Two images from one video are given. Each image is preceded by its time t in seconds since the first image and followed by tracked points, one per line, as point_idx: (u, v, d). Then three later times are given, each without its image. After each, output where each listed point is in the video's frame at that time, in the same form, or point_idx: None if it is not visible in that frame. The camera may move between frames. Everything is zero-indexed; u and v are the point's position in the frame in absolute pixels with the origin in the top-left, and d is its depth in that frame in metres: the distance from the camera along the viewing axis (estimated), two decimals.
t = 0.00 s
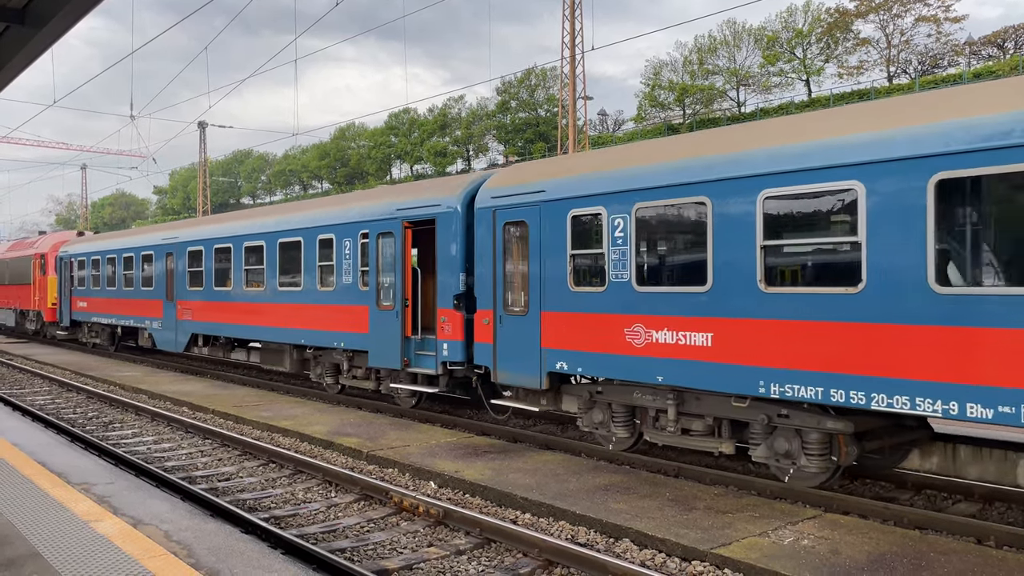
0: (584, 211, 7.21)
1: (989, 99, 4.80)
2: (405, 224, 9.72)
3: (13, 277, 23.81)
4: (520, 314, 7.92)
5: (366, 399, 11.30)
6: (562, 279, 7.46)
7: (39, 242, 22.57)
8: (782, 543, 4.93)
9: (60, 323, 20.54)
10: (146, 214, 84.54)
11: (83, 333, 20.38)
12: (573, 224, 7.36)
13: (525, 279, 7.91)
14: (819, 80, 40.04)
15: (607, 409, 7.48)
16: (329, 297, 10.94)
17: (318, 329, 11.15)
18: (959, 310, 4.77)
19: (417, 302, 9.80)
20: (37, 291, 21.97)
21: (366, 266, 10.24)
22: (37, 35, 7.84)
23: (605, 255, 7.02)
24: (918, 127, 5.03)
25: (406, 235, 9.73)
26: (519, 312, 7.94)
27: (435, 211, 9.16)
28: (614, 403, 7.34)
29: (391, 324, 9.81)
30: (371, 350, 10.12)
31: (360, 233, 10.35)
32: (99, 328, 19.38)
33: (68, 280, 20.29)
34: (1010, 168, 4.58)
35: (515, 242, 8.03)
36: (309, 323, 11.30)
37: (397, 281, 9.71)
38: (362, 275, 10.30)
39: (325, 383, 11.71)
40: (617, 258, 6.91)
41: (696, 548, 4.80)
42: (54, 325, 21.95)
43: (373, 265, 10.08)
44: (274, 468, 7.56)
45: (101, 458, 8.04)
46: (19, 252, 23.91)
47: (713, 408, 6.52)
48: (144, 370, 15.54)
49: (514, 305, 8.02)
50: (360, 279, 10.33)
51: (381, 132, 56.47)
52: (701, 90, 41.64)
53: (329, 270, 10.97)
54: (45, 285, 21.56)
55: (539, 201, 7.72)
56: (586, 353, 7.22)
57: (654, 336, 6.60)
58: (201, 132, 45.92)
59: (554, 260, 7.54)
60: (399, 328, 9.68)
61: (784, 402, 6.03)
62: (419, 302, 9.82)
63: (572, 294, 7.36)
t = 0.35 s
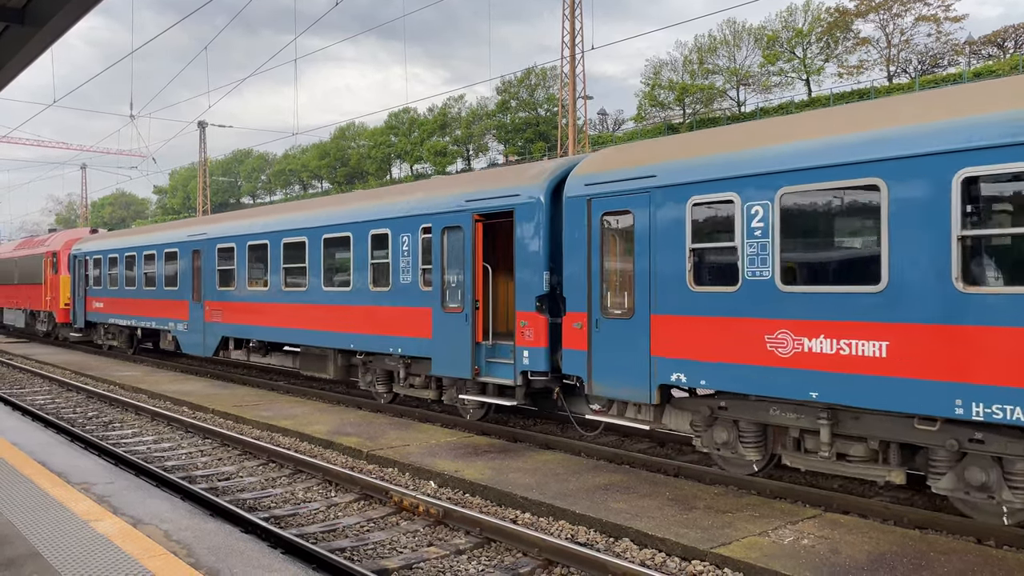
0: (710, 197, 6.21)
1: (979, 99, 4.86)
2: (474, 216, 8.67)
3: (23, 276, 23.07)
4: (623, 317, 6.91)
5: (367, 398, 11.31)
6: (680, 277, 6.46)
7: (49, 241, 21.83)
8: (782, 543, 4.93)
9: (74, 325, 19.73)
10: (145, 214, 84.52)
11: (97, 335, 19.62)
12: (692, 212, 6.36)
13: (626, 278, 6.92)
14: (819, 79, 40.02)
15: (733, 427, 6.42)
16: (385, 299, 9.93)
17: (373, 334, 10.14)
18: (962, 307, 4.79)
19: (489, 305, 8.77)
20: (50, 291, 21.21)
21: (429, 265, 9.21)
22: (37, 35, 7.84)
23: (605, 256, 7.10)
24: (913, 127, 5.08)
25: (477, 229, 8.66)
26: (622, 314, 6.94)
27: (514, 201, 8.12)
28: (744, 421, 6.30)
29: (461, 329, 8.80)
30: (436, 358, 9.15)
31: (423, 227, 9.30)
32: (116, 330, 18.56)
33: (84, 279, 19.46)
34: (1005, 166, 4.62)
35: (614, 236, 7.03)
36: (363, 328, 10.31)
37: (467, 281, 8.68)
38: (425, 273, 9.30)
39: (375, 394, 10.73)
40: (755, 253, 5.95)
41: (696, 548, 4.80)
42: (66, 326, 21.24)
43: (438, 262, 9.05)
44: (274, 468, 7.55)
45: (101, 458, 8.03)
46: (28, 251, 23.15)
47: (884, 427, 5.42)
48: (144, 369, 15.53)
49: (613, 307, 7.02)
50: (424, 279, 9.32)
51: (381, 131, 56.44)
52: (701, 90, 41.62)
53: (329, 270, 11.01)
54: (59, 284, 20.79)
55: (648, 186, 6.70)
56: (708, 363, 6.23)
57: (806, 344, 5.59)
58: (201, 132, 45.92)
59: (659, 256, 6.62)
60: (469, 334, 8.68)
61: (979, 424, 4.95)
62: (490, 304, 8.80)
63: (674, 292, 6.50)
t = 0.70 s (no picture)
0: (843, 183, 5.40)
1: (973, 96, 4.90)
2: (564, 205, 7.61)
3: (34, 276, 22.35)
4: (762, 321, 5.85)
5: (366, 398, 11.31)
6: (843, 275, 5.39)
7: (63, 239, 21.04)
8: (782, 543, 4.93)
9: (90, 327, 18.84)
10: (146, 213, 84.49)
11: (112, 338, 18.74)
12: (858, 198, 5.35)
13: (764, 276, 5.89)
14: (819, 79, 39.99)
15: (907, 453, 5.34)
16: (456, 300, 8.84)
17: (441, 340, 9.06)
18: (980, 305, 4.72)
19: (578, 308, 7.71)
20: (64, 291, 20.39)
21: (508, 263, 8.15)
22: (36, 35, 7.84)
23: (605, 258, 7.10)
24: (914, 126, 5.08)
25: (566, 221, 7.60)
26: (760, 319, 5.87)
27: (614, 188, 7.08)
28: (921, 448, 5.22)
29: (547, 335, 7.69)
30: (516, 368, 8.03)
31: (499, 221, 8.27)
32: (136, 333, 17.64)
33: (100, 279, 18.53)
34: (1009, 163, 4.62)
35: (748, 228, 5.99)
36: (429, 333, 9.23)
37: (553, 280, 7.61)
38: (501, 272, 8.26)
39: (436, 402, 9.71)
40: (949, 244, 4.88)
41: (696, 548, 4.80)
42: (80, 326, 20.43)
43: (517, 259, 8.01)
44: (274, 467, 7.55)
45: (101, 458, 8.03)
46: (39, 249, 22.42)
47: None
48: (145, 369, 15.53)
49: (750, 310, 5.95)
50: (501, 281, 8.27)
51: (381, 131, 56.43)
52: (701, 90, 41.62)
53: (326, 269, 11.05)
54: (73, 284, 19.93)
55: (797, 165, 5.68)
56: (866, 373, 5.24)
57: (866, 347, 5.25)
58: (201, 132, 45.90)
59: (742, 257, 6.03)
60: (557, 341, 7.58)
61: None
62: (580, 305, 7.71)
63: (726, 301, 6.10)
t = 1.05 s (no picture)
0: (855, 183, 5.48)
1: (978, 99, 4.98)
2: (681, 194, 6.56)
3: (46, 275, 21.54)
4: (958, 329, 4.95)
5: (366, 398, 11.32)
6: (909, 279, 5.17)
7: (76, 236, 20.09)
8: (782, 543, 4.93)
9: (107, 328, 17.87)
10: (145, 213, 84.34)
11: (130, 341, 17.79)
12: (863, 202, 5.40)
13: (951, 272, 5.03)
14: (819, 79, 39.96)
15: None
16: (544, 302, 7.76)
17: (525, 347, 7.97)
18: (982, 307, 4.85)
19: (695, 311, 6.67)
20: (77, 291, 19.43)
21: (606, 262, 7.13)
22: (36, 36, 7.84)
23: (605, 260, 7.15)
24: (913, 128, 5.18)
25: (685, 212, 6.55)
26: (955, 326, 4.97)
27: (751, 172, 6.05)
28: None
29: (660, 343, 6.62)
30: (620, 381, 6.98)
31: (596, 214, 7.24)
32: (156, 336, 16.61)
33: (118, 278, 17.50)
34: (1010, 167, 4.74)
35: (933, 217, 5.09)
36: (509, 340, 8.15)
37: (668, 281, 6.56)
38: (598, 271, 7.22)
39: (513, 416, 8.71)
40: None
41: (696, 548, 4.80)
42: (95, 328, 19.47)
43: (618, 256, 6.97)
44: (274, 467, 7.55)
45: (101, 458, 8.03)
46: (51, 248, 21.57)
47: None
48: (144, 369, 15.53)
49: (935, 314, 5.07)
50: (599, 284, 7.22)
51: (381, 131, 56.44)
52: (701, 90, 41.63)
53: (324, 269, 11.05)
54: (88, 283, 18.94)
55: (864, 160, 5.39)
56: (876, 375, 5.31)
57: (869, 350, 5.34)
58: (200, 133, 45.94)
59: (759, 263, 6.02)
60: (673, 350, 6.53)
61: None
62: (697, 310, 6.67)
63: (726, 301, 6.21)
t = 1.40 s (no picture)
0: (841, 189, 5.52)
1: (965, 103, 5.07)
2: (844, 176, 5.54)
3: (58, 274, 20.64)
4: None
5: (366, 398, 11.33)
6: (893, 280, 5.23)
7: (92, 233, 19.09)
8: (783, 543, 4.93)
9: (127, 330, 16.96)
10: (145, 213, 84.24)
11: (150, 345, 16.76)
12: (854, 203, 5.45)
13: None
14: (819, 79, 39.94)
15: None
16: (658, 304, 6.69)
17: (633, 357, 6.92)
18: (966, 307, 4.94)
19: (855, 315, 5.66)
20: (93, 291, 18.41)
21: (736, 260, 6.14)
22: (37, 35, 7.85)
23: (603, 262, 7.19)
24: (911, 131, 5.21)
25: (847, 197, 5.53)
26: None
27: (939, 149, 5.06)
28: None
29: (817, 353, 5.61)
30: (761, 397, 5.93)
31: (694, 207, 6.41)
32: (181, 339, 15.56)
33: (140, 278, 16.48)
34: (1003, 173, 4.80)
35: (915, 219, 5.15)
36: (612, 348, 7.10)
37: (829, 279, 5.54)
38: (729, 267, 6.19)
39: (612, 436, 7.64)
40: None
41: (696, 548, 4.80)
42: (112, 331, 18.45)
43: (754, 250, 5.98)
44: (274, 468, 7.55)
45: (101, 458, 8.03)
46: (62, 247, 20.66)
47: None
48: (144, 369, 15.54)
49: None
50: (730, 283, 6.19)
51: (381, 131, 56.43)
52: (702, 90, 41.62)
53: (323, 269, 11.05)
54: (106, 283, 17.93)
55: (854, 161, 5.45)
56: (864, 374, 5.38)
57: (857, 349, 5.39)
58: (201, 132, 45.96)
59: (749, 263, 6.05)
60: (833, 360, 5.50)
61: None
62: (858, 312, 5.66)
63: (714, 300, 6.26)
